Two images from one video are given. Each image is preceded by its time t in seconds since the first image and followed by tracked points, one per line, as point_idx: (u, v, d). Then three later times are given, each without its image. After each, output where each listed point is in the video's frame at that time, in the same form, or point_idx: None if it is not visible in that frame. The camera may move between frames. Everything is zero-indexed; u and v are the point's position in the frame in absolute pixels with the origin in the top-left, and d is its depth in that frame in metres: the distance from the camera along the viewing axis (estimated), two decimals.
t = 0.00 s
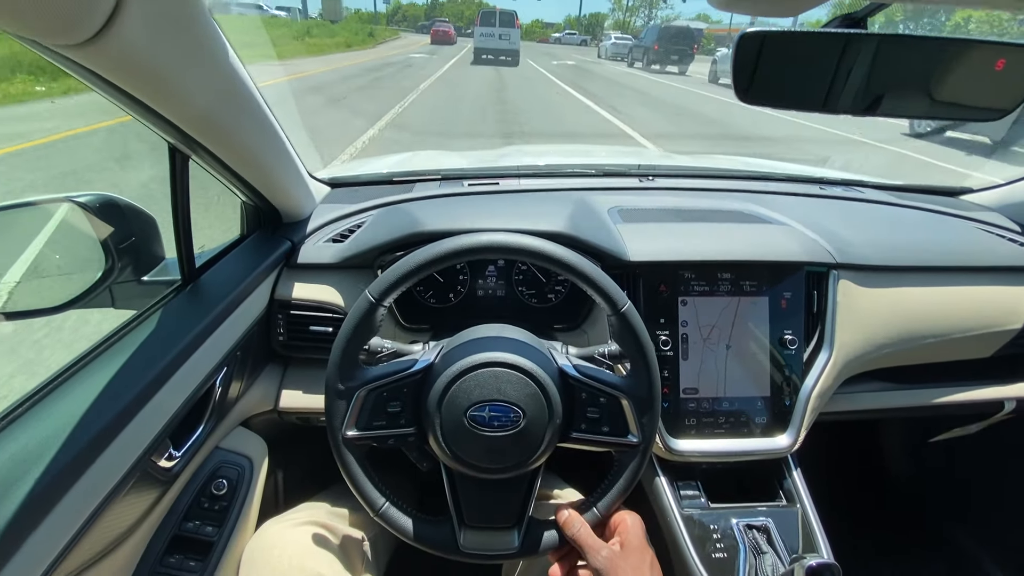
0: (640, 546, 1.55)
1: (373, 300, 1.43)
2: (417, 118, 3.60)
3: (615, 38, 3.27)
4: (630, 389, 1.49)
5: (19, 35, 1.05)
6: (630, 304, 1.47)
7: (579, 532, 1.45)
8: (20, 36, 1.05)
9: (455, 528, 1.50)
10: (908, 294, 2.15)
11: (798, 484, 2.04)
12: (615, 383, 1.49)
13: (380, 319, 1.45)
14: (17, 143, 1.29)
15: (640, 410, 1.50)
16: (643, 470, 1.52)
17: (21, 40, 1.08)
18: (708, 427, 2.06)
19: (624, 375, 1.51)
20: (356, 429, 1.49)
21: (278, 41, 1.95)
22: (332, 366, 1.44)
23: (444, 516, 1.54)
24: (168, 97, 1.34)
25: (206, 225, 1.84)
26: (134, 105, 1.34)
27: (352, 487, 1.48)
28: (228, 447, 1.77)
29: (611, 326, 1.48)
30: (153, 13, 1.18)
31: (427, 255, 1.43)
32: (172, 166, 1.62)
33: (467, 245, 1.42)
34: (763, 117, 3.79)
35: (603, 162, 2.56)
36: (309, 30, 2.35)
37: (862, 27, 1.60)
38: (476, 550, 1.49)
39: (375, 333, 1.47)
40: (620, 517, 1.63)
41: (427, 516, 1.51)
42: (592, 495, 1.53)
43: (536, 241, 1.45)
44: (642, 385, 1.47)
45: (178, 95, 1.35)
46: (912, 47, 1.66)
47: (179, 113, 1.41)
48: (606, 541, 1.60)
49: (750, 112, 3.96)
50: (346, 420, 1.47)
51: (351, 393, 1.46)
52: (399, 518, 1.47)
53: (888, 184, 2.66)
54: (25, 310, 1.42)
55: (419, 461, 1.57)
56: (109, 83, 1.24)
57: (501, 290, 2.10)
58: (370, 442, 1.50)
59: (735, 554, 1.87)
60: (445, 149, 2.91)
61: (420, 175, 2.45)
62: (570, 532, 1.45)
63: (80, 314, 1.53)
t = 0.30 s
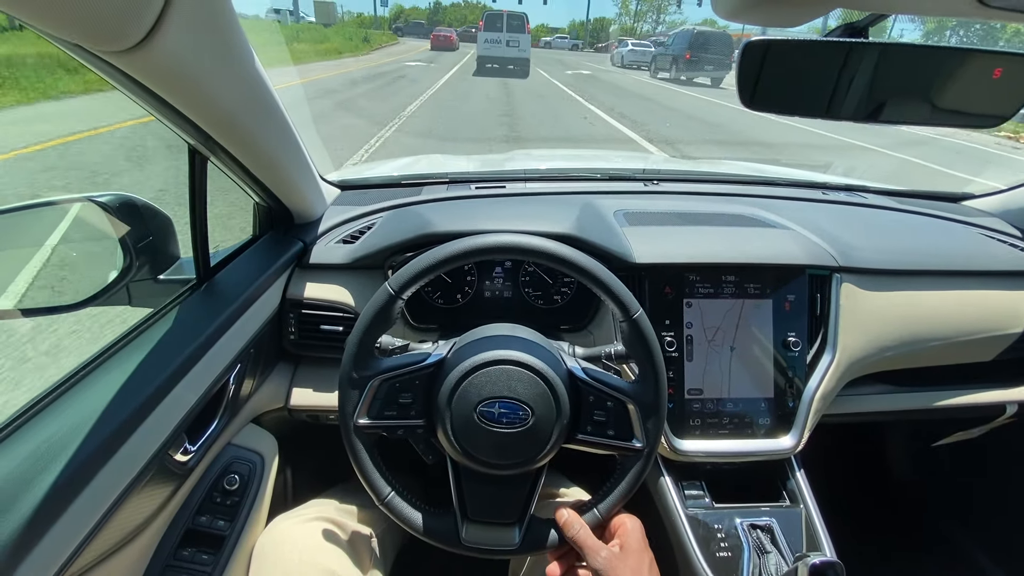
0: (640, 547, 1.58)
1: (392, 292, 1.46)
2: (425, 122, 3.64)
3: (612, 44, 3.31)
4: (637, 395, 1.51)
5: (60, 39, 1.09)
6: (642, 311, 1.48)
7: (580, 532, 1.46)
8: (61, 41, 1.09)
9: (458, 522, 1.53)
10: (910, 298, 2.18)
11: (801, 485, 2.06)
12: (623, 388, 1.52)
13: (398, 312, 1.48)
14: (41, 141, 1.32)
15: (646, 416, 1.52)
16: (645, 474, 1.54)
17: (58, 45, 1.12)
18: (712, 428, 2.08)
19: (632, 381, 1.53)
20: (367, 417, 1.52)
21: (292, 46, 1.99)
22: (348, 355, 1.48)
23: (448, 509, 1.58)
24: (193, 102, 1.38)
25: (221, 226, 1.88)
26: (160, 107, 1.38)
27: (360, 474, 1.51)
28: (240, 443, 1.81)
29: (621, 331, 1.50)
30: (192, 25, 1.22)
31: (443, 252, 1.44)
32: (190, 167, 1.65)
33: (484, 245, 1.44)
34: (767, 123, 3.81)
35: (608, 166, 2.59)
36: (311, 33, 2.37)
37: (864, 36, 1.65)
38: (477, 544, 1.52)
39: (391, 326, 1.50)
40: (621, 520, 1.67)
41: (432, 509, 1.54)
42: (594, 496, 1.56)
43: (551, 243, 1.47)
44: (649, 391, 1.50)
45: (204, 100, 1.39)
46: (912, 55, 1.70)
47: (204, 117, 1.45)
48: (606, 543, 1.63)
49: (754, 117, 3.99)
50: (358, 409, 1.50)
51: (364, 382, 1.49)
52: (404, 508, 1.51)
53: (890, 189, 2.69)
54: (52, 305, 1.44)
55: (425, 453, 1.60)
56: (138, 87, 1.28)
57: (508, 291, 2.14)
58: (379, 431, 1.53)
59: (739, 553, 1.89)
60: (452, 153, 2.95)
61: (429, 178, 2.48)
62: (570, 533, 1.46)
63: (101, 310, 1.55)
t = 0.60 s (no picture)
0: (639, 556, 1.52)
1: (395, 290, 1.43)
2: (426, 120, 3.62)
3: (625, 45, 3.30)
4: (641, 401, 1.49)
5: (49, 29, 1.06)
6: (648, 316, 1.46)
7: (578, 540, 1.44)
8: (51, 31, 1.06)
9: (455, 524, 1.50)
10: (916, 301, 2.16)
11: (805, 489, 2.03)
12: (626, 393, 1.50)
13: (400, 310, 1.46)
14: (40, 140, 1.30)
15: (649, 422, 1.50)
16: (646, 482, 1.52)
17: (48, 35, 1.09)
18: (715, 431, 2.06)
19: (636, 387, 1.51)
20: (366, 416, 1.50)
21: (292, 43, 1.97)
22: (348, 353, 1.46)
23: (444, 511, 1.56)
24: (190, 97, 1.35)
25: (219, 224, 1.85)
26: (157, 102, 1.35)
27: (357, 474, 1.49)
28: (238, 445, 1.79)
29: (627, 335, 1.48)
30: (186, 16, 1.19)
31: (447, 251, 1.42)
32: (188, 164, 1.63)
33: (489, 244, 1.42)
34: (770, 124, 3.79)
35: (611, 166, 2.57)
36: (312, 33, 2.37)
37: (874, 34, 1.60)
38: (474, 548, 1.49)
39: (392, 324, 1.48)
40: (620, 527, 1.61)
41: (430, 511, 1.52)
42: (593, 503, 1.54)
43: (558, 245, 1.45)
44: (653, 398, 1.48)
45: (201, 95, 1.36)
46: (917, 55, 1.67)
47: (201, 113, 1.42)
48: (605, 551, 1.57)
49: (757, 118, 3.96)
50: (357, 408, 1.48)
51: (364, 380, 1.47)
52: (401, 510, 1.49)
53: (895, 191, 2.66)
54: (48, 304, 1.40)
55: (423, 454, 1.58)
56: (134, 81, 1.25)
57: (509, 292, 2.11)
58: (378, 431, 1.51)
59: (742, 558, 1.87)
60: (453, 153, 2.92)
61: (429, 177, 2.46)
62: (568, 541, 1.44)
63: (97, 309, 1.53)
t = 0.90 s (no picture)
0: (628, 558, 1.55)
1: (397, 284, 1.43)
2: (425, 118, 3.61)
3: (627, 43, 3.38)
4: (637, 403, 1.50)
5: (46, 26, 1.07)
6: (647, 320, 1.47)
7: (569, 540, 1.44)
8: (49, 29, 1.06)
9: (447, 519, 1.51)
10: (911, 300, 2.17)
11: (799, 487, 2.04)
12: (623, 395, 1.50)
13: (401, 304, 1.46)
14: (39, 138, 1.30)
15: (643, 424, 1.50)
16: (639, 484, 1.53)
17: (46, 33, 1.09)
18: (711, 429, 2.07)
19: (633, 389, 1.52)
20: (363, 408, 1.51)
21: (291, 40, 1.97)
22: (347, 345, 1.46)
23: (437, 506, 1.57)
24: (187, 95, 1.35)
25: (217, 221, 1.86)
26: (154, 100, 1.35)
27: (351, 467, 1.50)
28: (235, 442, 1.79)
29: (626, 339, 1.49)
30: (183, 14, 1.20)
31: (450, 247, 1.42)
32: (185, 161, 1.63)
33: (493, 242, 1.42)
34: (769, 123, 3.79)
35: (608, 165, 2.57)
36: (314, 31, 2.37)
37: (869, 36, 1.64)
38: (465, 544, 1.50)
39: (393, 318, 1.48)
40: (609, 529, 1.63)
41: (423, 506, 1.53)
42: (585, 503, 1.55)
43: (560, 245, 1.45)
44: (649, 401, 1.48)
45: (199, 93, 1.36)
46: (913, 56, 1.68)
47: (199, 111, 1.42)
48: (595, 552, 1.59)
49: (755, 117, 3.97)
50: (354, 400, 1.49)
51: (362, 372, 1.47)
52: (394, 504, 1.49)
53: (892, 191, 2.67)
54: (46, 301, 1.40)
55: (418, 448, 1.57)
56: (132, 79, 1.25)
57: (506, 290, 2.12)
58: (374, 423, 1.52)
59: (737, 555, 1.88)
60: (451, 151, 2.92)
61: (427, 175, 2.46)
62: (558, 540, 1.44)
63: (95, 306, 1.53)
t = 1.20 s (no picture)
0: (621, 564, 1.50)
1: (405, 277, 1.43)
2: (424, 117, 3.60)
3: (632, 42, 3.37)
4: (638, 412, 1.49)
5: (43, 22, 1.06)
6: (654, 329, 1.46)
7: (560, 546, 1.45)
8: (46, 24, 1.05)
9: (440, 516, 1.51)
10: (912, 301, 2.16)
11: (800, 488, 2.04)
12: (624, 403, 1.50)
13: (408, 297, 1.46)
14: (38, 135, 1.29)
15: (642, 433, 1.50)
16: (634, 493, 1.51)
17: (43, 28, 1.08)
18: (711, 430, 2.07)
19: (635, 398, 1.51)
20: (362, 400, 1.50)
21: (291, 39, 1.97)
22: (351, 337, 1.45)
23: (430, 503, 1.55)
24: (186, 92, 1.34)
25: (216, 220, 1.85)
26: (154, 97, 1.34)
27: (347, 457, 1.50)
28: (234, 442, 1.78)
29: (630, 347, 1.48)
30: (182, 10, 1.19)
31: (460, 244, 1.41)
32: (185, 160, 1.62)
33: (503, 241, 1.41)
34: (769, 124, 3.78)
35: (609, 165, 2.57)
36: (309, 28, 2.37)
37: (872, 34, 1.64)
38: (457, 543, 1.49)
39: (399, 310, 1.48)
40: (603, 535, 1.57)
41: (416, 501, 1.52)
42: (580, 507, 1.54)
43: (566, 246, 1.45)
44: (650, 411, 1.47)
45: (198, 90, 1.35)
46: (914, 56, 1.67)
47: (198, 108, 1.41)
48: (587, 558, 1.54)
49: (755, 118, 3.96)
50: (354, 391, 1.48)
51: (364, 364, 1.46)
52: (388, 498, 1.49)
53: (892, 191, 2.67)
54: (44, 300, 1.39)
55: (414, 443, 1.60)
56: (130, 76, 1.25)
57: (506, 290, 2.12)
58: (373, 416, 1.51)
59: (737, 556, 1.87)
60: (451, 150, 2.92)
61: (427, 174, 2.45)
62: (550, 546, 1.45)
63: (93, 305, 1.52)
